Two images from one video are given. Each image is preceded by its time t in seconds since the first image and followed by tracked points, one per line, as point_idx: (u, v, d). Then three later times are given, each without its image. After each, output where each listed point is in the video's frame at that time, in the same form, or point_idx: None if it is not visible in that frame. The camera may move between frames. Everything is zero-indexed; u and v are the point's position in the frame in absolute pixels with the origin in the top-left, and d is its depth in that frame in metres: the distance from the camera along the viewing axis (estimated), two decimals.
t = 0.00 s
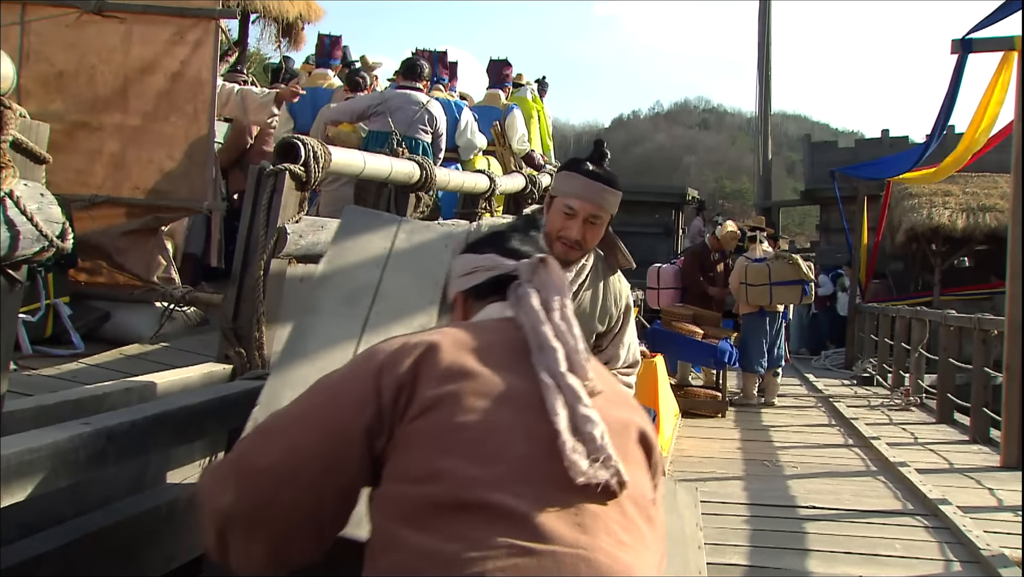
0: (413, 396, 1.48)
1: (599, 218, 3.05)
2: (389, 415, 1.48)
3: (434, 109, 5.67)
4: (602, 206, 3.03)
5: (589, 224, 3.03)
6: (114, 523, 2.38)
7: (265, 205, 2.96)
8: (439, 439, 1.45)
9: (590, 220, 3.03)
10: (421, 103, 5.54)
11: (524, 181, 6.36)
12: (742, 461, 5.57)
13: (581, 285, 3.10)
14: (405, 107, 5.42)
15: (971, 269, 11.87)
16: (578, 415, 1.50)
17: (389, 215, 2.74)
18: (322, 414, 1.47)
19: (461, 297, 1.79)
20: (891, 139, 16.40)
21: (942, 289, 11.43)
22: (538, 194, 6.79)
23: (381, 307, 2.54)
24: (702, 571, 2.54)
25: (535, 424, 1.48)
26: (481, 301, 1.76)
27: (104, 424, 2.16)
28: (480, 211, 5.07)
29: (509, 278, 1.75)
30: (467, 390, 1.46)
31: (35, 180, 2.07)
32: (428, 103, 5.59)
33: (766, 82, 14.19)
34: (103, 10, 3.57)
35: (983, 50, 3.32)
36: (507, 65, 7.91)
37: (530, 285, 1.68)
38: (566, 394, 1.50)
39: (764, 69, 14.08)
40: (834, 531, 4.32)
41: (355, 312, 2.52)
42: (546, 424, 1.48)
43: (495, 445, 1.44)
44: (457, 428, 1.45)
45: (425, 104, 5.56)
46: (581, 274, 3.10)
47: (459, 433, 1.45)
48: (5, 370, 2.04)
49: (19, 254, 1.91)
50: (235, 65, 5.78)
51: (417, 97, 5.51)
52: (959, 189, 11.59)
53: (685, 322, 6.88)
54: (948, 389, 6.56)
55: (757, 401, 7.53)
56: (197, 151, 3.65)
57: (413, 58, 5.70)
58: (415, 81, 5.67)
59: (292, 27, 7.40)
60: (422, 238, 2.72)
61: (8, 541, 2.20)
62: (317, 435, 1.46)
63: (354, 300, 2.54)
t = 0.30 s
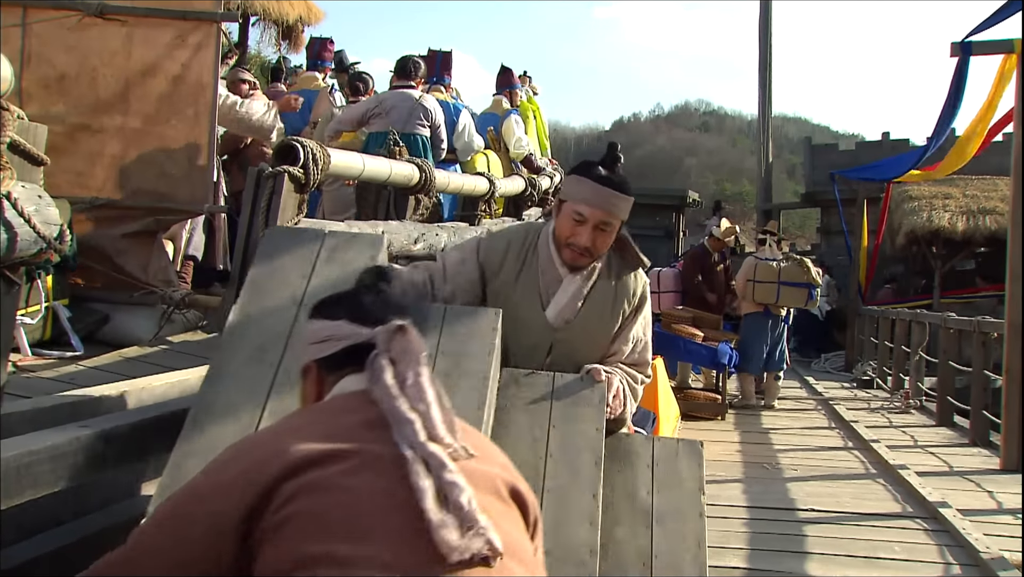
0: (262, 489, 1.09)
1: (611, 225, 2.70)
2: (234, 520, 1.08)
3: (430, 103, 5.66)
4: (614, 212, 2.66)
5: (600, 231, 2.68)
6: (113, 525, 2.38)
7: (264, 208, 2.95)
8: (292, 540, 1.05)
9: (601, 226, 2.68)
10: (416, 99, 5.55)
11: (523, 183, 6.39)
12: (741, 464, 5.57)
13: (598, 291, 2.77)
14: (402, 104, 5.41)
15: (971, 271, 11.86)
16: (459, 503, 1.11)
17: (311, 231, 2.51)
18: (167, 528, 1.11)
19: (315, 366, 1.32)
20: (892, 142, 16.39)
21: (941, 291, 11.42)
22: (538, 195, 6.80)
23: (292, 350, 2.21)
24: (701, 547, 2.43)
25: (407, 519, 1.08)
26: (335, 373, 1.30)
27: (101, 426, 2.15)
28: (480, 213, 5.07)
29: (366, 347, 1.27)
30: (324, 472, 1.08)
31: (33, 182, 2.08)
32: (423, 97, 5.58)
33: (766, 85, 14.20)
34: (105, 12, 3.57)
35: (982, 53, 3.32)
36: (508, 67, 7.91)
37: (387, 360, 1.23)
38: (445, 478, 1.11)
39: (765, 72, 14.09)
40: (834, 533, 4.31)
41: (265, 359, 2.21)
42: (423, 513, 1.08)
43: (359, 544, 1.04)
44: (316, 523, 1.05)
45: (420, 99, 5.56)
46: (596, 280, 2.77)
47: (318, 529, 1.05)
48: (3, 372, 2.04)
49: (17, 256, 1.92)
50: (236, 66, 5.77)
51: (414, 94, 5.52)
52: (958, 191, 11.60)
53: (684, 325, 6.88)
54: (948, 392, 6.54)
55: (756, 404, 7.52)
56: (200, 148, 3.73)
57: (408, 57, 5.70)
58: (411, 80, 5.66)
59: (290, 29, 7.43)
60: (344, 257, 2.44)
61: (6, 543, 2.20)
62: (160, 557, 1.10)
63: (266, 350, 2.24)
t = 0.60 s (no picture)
0: (187, 500, 1.31)
1: (586, 213, 2.70)
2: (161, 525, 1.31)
3: (437, 107, 5.66)
4: (589, 200, 2.66)
5: (577, 220, 2.69)
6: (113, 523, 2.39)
7: (263, 206, 2.95)
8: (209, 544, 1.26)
9: (577, 215, 2.69)
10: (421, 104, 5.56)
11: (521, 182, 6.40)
12: (741, 463, 5.56)
13: (580, 279, 2.77)
14: (406, 107, 5.43)
15: (972, 270, 11.85)
16: (370, 518, 1.29)
17: (276, 245, 2.43)
18: (110, 528, 1.33)
19: (257, 378, 1.55)
20: (892, 140, 16.36)
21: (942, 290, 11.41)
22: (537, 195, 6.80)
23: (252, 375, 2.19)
24: (696, 540, 2.44)
25: (311, 530, 1.27)
26: (276, 388, 1.52)
27: (101, 426, 2.15)
28: (479, 212, 5.06)
29: (298, 368, 1.50)
30: (239, 489, 1.28)
31: (29, 180, 2.08)
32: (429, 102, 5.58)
33: (767, 84, 14.19)
34: (104, 13, 3.58)
35: (982, 51, 3.32)
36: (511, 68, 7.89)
37: (315, 385, 1.47)
38: (357, 496, 1.29)
39: (765, 71, 14.08)
40: (833, 532, 4.31)
41: (226, 382, 2.20)
42: (326, 525, 1.27)
43: (265, 546, 1.24)
44: (230, 526, 1.26)
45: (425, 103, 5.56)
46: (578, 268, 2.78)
47: (231, 532, 1.25)
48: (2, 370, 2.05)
49: (13, 254, 1.92)
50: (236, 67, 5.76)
51: (418, 98, 5.51)
52: (958, 190, 11.60)
53: (684, 324, 6.87)
54: (948, 391, 6.53)
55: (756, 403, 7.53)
56: (199, 150, 3.70)
57: (414, 62, 5.70)
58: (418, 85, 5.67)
59: (291, 29, 7.43)
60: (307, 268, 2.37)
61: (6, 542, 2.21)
62: (106, 552, 1.33)
63: (227, 372, 2.22)
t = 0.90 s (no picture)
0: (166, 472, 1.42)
1: (623, 222, 2.71)
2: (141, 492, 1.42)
3: (450, 112, 5.70)
4: (624, 208, 2.67)
5: (613, 229, 2.70)
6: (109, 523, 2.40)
7: (257, 205, 2.95)
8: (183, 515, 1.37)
9: (612, 225, 2.70)
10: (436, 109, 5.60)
11: (518, 180, 6.42)
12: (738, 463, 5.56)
13: (624, 288, 2.76)
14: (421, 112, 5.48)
15: (971, 270, 11.86)
16: (333, 515, 1.42)
17: (233, 251, 2.59)
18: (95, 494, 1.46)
19: (259, 377, 1.67)
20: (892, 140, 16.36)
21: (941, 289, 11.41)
22: (534, 194, 6.81)
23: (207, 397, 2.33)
24: (688, 529, 2.60)
25: (275, 521, 1.39)
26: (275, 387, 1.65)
27: (92, 426, 2.16)
28: (476, 212, 5.04)
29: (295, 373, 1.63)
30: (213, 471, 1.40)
31: (22, 178, 2.08)
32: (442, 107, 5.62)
33: (766, 84, 14.19)
34: (102, 13, 3.59)
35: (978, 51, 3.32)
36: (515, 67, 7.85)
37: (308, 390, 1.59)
38: (326, 493, 1.43)
39: (764, 71, 14.08)
40: (830, 531, 4.32)
41: (180, 404, 2.33)
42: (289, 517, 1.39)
43: (229, 529, 1.36)
44: (202, 506, 1.38)
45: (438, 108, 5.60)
46: (622, 277, 2.77)
47: (201, 511, 1.37)
48: None
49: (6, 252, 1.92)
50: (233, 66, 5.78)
51: (434, 103, 5.56)
52: (956, 189, 11.60)
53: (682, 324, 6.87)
54: (946, 391, 6.52)
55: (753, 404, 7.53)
56: (197, 149, 3.70)
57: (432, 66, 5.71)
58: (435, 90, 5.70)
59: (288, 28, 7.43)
60: (267, 276, 2.50)
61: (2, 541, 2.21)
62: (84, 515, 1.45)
63: (181, 393, 2.36)
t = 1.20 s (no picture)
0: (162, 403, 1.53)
1: (597, 246, 2.47)
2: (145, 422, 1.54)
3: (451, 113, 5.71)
4: (598, 233, 2.44)
5: (588, 254, 2.47)
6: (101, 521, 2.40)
7: (251, 203, 2.96)
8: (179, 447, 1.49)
9: (586, 248, 2.46)
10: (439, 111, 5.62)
11: (514, 181, 6.42)
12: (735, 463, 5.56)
13: (606, 315, 2.54)
14: (424, 113, 5.48)
15: (969, 270, 11.86)
16: (306, 441, 1.46)
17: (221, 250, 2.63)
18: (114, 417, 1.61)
19: (253, 290, 1.67)
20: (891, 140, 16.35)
21: (939, 289, 11.42)
22: (530, 195, 6.81)
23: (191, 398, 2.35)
24: (677, 529, 2.54)
25: (257, 445, 1.47)
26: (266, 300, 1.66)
27: (83, 425, 2.16)
28: (471, 211, 5.03)
29: (280, 283, 1.63)
30: (199, 400, 1.49)
31: (12, 177, 2.10)
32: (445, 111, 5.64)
33: (765, 84, 14.17)
34: (98, 14, 3.59)
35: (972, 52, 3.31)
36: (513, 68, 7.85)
37: (292, 297, 1.60)
38: (301, 418, 1.47)
39: (763, 71, 14.06)
40: (825, 532, 4.32)
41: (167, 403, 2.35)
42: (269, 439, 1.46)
43: (215, 456, 1.47)
44: (191, 433, 1.49)
45: (440, 110, 5.62)
46: (603, 304, 2.54)
47: (191, 438, 1.48)
48: None
49: None
50: (227, 65, 5.78)
51: (434, 104, 5.58)
52: (954, 189, 11.60)
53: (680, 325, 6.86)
54: (943, 390, 6.52)
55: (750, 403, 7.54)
56: (193, 149, 3.71)
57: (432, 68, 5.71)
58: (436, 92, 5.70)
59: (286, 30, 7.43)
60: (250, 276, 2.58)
61: None
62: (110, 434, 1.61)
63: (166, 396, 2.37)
